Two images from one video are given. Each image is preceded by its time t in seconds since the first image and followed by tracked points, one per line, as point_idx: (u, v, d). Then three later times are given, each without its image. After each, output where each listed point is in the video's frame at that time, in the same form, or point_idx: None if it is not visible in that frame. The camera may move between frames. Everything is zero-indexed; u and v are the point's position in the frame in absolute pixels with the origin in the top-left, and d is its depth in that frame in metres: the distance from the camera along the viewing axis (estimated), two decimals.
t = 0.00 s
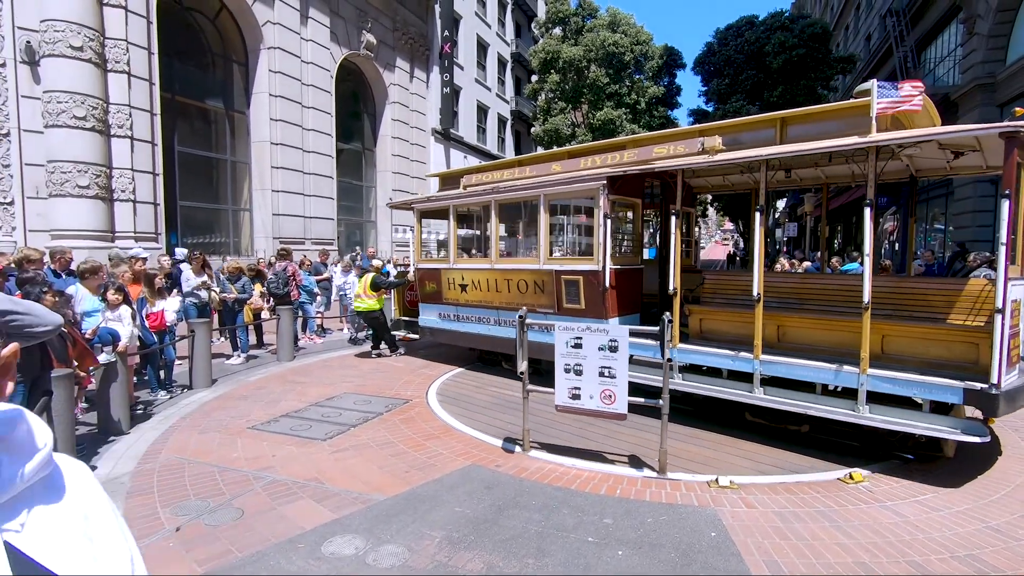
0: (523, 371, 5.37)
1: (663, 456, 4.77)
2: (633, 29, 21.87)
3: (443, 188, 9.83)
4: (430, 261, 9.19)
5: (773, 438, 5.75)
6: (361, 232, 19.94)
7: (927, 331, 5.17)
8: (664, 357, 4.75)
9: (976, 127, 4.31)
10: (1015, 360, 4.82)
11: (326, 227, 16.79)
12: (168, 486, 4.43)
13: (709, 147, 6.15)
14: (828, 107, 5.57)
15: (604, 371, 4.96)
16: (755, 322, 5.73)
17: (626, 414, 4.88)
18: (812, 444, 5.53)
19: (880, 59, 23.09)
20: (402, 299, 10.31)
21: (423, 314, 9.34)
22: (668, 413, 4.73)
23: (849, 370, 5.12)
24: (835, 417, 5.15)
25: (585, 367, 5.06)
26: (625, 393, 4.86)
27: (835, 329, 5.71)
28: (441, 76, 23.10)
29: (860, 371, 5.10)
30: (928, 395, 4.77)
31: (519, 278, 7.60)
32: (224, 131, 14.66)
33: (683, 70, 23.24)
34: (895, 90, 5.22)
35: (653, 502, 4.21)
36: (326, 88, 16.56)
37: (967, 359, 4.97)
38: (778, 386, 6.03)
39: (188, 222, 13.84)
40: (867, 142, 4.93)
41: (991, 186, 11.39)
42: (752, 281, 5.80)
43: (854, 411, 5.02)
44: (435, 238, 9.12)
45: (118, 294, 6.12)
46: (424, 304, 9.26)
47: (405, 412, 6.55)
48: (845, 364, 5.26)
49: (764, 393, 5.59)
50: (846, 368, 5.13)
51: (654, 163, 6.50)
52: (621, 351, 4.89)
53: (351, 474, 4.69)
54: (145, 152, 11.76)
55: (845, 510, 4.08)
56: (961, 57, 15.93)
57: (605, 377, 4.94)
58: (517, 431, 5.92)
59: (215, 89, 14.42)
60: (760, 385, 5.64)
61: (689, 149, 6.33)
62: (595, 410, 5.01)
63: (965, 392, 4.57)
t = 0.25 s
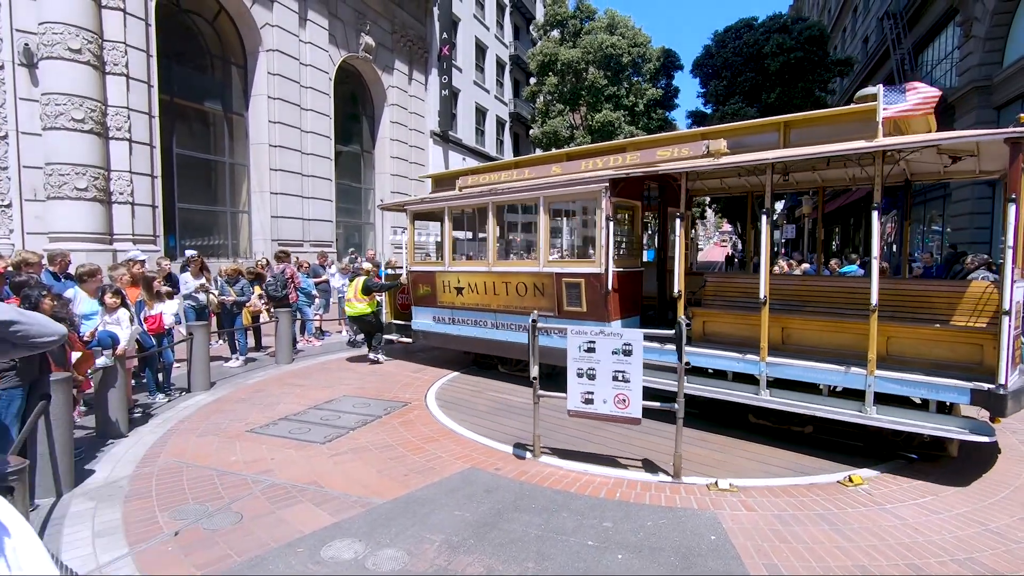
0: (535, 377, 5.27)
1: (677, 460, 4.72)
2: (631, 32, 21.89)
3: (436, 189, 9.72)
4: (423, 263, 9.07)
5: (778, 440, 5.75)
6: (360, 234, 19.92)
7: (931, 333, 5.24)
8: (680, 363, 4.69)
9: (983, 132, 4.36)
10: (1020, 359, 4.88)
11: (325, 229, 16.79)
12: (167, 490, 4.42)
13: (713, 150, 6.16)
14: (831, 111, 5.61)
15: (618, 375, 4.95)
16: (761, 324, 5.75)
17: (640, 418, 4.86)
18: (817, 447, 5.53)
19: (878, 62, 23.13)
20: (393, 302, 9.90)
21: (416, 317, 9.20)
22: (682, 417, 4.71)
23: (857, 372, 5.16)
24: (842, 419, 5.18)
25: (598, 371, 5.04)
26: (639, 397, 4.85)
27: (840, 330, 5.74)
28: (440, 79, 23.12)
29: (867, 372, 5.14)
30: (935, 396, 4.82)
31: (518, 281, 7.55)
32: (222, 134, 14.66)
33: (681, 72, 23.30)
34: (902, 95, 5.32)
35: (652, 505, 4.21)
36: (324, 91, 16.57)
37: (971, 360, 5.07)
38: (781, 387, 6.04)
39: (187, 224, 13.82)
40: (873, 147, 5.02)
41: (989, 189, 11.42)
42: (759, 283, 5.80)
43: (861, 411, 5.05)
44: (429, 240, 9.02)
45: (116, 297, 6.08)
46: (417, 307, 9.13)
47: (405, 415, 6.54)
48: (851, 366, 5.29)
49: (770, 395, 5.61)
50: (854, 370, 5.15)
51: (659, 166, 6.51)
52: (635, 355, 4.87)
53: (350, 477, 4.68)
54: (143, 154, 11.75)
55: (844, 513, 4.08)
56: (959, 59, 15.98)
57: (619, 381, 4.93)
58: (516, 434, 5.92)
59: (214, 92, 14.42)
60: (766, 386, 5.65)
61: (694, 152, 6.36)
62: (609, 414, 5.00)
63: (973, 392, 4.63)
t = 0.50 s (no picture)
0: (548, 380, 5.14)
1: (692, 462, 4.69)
2: (630, 33, 21.90)
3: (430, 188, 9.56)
4: (417, 264, 8.94)
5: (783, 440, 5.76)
6: (360, 235, 19.92)
7: (937, 333, 5.33)
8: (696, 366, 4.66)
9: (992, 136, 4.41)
10: None
11: (325, 230, 16.80)
12: (166, 491, 4.41)
13: (719, 151, 6.15)
14: (836, 113, 5.65)
15: (633, 378, 4.91)
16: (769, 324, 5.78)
17: (656, 421, 4.81)
18: (817, 448, 5.52)
19: (877, 64, 23.15)
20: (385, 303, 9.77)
21: (410, 319, 9.08)
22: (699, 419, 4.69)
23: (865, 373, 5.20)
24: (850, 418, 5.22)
25: (612, 374, 5.00)
26: (655, 399, 4.82)
27: (846, 331, 5.78)
28: (440, 80, 23.13)
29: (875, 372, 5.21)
30: (944, 395, 4.88)
31: (518, 283, 7.44)
32: (222, 134, 14.65)
33: (681, 73, 23.31)
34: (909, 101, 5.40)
35: (653, 507, 4.20)
36: (324, 91, 16.57)
37: (976, 360, 5.17)
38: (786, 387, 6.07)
39: (187, 225, 13.81)
40: (882, 150, 5.09)
41: (988, 190, 11.42)
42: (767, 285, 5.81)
43: (871, 411, 5.10)
44: (424, 241, 8.93)
45: (116, 298, 6.06)
46: (412, 308, 9.01)
47: (405, 416, 6.54)
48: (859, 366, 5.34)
49: (777, 395, 5.62)
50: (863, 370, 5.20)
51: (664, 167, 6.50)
52: (651, 356, 4.84)
53: (349, 478, 4.67)
54: (143, 155, 11.74)
55: (844, 515, 4.08)
56: (958, 61, 16.00)
57: (634, 383, 4.90)
58: (516, 435, 5.91)
59: (214, 92, 14.41)
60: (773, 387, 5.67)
61: (700, 153, 6.35)
62: (623, 417, 4.96)
63: (982, 392, 4.69)
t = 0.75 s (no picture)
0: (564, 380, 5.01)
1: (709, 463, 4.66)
2: (629, 32, 21.88)
3: (424, 186, 9.36)
4: (411, 264, 8.76)
5: (787, 439, 5.77)
6: (360, 235, 19.90)
7: (942, 330, 5.40)
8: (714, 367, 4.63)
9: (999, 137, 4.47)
10: None
11: (324, 230, 16.80)
12: (167, 492, 4.40)
13: (725, 150, 6.16)
14: (840, 113, 5.69)
15: (650, 378, 4.87)
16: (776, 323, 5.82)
17: (673, 421, 4.78)
18: (818, 446, 5.52)
19: (877, 62, 23.11)
20: (378, 304, 9.59)
21: (405, 320, 8.89)
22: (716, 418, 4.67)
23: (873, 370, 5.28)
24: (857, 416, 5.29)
25: (629, 374, 4.95)
26: (672, 400, 4.78)
27: (852, 329, 5.83)
28: (440, 79, 23.11)
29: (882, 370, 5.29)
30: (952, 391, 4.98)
31: (520, 282, 7.34)
32: (222, 134, 14.64)
33: (681, 72, 23.29)
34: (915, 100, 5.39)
35: (654, 507, 4.19)
36: (324, 91, 16.56)
37: (980, 356, 5.28)
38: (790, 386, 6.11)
39: (187, 225, 13.80)
40: (890, 149, 5.13)
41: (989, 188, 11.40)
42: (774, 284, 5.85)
43: (879, 408, 5.16)
44: (418, 240, 8.77)
45: (115, 299, 6.06)
46: (406, 309, 8.82)
47: (405, 416, 6.54)
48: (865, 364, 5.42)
49: (784, 394, 5.65)
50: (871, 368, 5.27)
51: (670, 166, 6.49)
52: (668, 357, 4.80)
53: (350, 478, 4.67)
54: (143, 155, 11.73)
55: (845, 514, 4.07)
56: (958, 59, 15.98)
57: (651, 384, 4.85)
58: (517, 434, 5.91)
59: (214, 92, 14.40)
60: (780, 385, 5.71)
61: (706, 152, 6.35)
62: (639, 417, 4.92)
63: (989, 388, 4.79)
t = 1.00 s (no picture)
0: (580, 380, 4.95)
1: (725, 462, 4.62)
2: (629, 31, 21.85)
3: (420, 183, 9.18)
4: (408, 263, 8.61)
5: (788, 438, 5.76)
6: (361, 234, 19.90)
7: (948, 329, 5.42)
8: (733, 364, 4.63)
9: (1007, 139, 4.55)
10: None
11: (325, 229, 16.81)
12: (169, 492, 4.41)
13: (733, 150, 6.14)
14: (846, 114, 5.72)
15: (667, 378, 4.84)
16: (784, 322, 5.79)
17: (692, 422, 4.76)
18: (820, 445, 5.52)
19: (878, 61, 23.06)
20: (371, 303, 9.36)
21: (401, 320, 8.73)
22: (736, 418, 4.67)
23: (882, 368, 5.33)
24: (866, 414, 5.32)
25: (646, 375, 4.92)
26: (691, 400, 4.76)
27: (856, 327, 5.82)
28: (441, 79, 23.12)
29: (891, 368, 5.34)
30: (960, 389, 5.03)
31: (522, 281, 7.28)
32: (223, 134, 14.65)
33: (681, 71, 23.27)
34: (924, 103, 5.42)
35: (656, 506, 4.19)
36: (325, 91, 16.56)
37: (985, 354, 5.30)
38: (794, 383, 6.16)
39: (188, 225, 13.80)
40: (898, 150, 5.17)
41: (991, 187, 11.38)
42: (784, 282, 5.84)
43: (888, 406, 5.23)
44: (415, 239, 8.62)
45: (116, 299, 6.09)
46: (402, 310, 8.66)
47: (407, 415, 6.54)
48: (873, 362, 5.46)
49: (793, 392, 5.69)
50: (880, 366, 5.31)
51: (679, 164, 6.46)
52: (686, 356, 4.79)
53: (352, 478, 4.67)
54: (144, 155, 11.74)
55: (847, 514, 4.06)
56: (960, 58, 15.95)
57: (669, 384, 4.83)
58: (518, 434, 5.90)
59: (215, 92, 14.40)
60: (789, 384, 5.72)
61: (713, 151, 6.34)
62: (658, 418, 4.88)
63: (996, 383, 4.86)
